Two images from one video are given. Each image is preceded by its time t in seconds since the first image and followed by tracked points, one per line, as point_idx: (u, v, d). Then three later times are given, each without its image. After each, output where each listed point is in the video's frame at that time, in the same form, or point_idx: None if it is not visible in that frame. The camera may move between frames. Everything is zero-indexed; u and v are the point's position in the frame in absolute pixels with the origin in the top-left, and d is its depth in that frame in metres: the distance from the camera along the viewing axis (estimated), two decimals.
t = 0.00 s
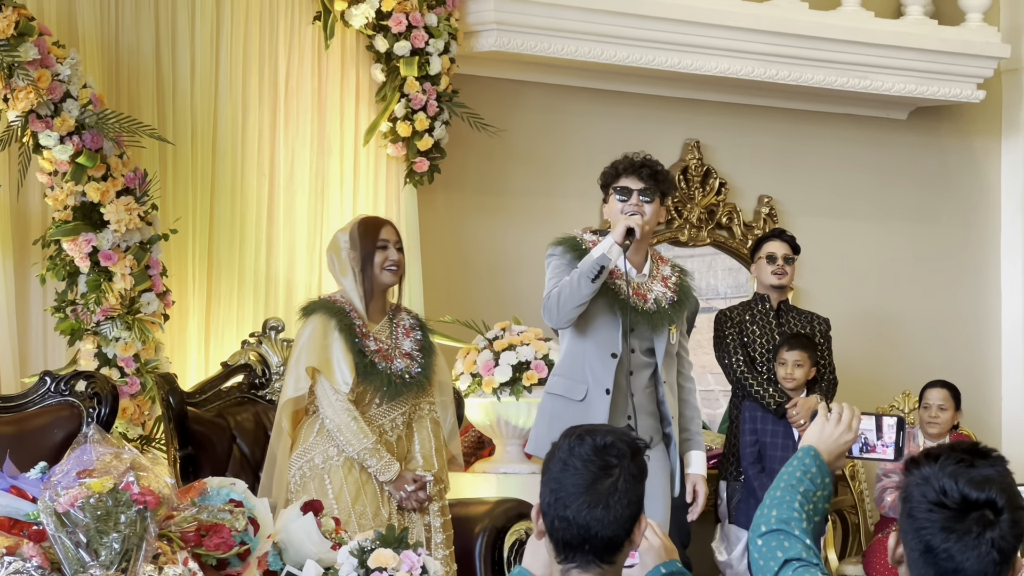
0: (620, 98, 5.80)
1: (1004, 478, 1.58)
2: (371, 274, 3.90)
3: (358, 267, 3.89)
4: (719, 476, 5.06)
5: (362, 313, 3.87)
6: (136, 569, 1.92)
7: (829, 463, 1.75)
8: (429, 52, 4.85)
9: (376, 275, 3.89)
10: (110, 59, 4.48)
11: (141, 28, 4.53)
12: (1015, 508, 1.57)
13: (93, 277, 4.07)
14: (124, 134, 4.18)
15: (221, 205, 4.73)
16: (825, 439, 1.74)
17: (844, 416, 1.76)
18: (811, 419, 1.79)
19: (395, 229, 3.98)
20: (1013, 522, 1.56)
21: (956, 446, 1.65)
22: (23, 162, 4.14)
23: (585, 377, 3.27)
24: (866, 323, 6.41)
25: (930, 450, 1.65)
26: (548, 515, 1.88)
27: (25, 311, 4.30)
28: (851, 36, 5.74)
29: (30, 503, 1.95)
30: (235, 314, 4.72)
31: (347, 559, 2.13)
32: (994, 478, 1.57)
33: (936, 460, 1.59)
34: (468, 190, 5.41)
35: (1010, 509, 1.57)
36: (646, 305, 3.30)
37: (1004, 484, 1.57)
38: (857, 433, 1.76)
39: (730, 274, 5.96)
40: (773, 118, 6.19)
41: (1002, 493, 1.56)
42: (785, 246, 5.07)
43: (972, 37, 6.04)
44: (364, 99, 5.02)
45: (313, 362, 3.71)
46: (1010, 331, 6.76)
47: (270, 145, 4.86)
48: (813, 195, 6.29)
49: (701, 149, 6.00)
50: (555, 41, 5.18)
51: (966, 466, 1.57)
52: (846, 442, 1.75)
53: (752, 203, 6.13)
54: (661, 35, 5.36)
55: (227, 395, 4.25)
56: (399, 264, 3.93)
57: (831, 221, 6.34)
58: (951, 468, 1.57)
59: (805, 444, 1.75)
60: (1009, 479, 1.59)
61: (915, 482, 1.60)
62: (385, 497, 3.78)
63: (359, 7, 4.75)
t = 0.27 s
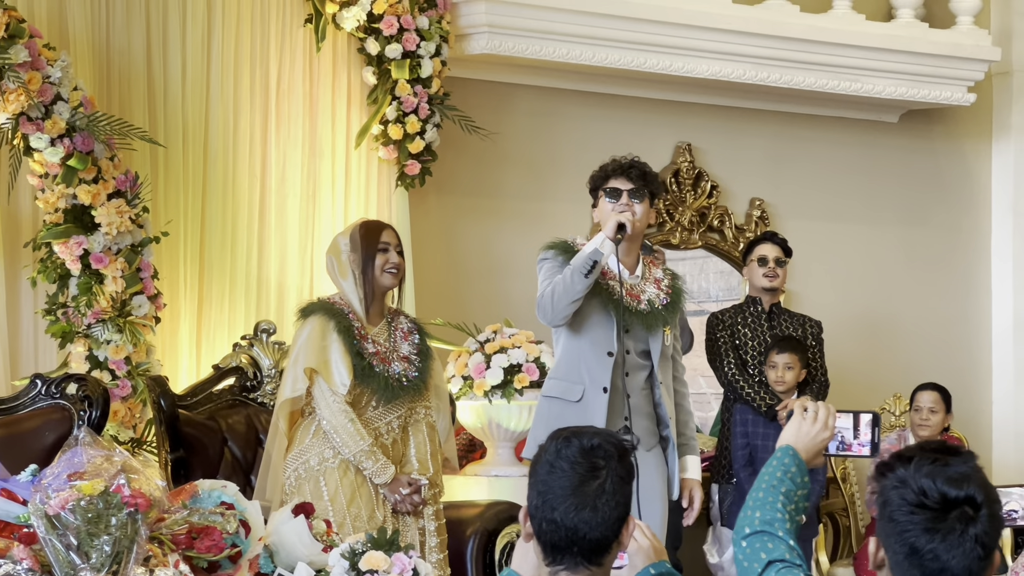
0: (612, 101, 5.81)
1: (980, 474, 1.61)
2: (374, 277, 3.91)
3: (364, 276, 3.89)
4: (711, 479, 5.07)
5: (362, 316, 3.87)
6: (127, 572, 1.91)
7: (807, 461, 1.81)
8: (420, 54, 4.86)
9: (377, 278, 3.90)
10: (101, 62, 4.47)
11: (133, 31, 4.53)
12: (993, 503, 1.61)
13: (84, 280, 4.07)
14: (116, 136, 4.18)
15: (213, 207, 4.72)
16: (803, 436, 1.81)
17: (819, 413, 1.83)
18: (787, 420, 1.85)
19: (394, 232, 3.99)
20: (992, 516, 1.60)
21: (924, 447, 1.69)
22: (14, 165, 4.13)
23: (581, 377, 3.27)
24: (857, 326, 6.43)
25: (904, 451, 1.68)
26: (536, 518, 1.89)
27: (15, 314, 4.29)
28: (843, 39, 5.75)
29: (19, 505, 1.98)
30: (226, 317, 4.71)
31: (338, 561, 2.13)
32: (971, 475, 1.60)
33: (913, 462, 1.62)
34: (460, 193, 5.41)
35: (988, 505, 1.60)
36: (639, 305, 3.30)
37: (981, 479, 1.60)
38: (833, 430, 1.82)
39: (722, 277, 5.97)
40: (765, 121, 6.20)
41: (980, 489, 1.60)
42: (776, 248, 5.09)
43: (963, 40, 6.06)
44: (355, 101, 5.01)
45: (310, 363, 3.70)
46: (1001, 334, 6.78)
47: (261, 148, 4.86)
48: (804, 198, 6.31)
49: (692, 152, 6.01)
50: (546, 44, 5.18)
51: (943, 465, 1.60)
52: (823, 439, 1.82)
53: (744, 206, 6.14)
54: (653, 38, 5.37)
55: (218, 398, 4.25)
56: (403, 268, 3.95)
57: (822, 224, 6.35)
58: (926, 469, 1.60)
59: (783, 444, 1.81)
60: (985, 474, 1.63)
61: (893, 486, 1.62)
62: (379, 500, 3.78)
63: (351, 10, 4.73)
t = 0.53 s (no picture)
0: (598, 106, 5.82)
1: (934, 474, 1.64)
2: (355, 283, 3.89)
3: (341, 281, 3.89)
4: (697, 484, 5.07)
5: (345, 321, 3.88)
6: None
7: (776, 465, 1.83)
8: (406, 59, 4.85)
9: (358, 284, 3.89)
10: (86, 66, 4.49)
11: (118, 35, 4.54)
12: (947, 503, 1.64)
13: (69, 285, 4.06)
14: (101, 140, 4.18)
15: (199, 212, 4.73)
16: (772, 439, 1.82)
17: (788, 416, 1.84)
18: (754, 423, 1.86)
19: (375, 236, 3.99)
20: (947, 516, 1.63)
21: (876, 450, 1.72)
22: None
23: (569, 381, 3.29)
24: (843, 331, 6.45)
25: (858, 455, 1.71)
26: (519, 523, 1.90)
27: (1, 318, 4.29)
28: (828, 44, 5.77)
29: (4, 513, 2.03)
30: (212, 322, 4.72)
31: (322, 566, 2.14)
32: (925, 475, 1.63)
33: (867, 464, 1.66)
34: (446, 197, 5.42)
35: (943, 504, 1.63)
36: (626, 309, 3.33)
37: (935, 479, 1.64)
38: (802, 435, 1.84)
39: (707, 281, 5.99)
40: (750, 126, 6.22)
41: (934, 489, 1.63)
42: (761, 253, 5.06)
43: (947, 45, 6.08)
44: (342, 107, 4.98)
45: (293, 370, 3.73)
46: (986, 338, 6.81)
47: (247, 153, 4.86)
48: (790, 203, 6.32)
49: (678, 157, 6.02)
50: (532, 49, 5.19)
51: (896, 467, 1.64)
52: (792, 443, 1.83)
53: (730, 210, 6.16)
54: (639, 43, 5.38)
55: (204, 403, 4.25)
56: (382, 271, 3.93)
57: (808, 229, 6.37)
58: (881, 471, 1.64)
59: (751, 449, 1.82)
60: (938, 474, 1.66)
61: (849, 488, 1.65)
62: (365, 505, 3.79)
63: (337, 15, 4.73)
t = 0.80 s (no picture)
0: (583, 119, 5.84)
1: (871, 491, 1.85)
2: (326, 297, 3.90)
3: (312, 288, 3.90)
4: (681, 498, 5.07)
5: (321, 336, 3.88)
6: None
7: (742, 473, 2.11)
8: (391, 73, 4.86)
9: (329, 297, 3.90)
10: (71, 80, 4.49)
11: (103, 49, 4.55)
12: (885, 518, 1.84)
13: (53, 299, 4.06)
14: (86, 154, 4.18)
15: (184, 225, 4.73)
16: (739, 450, 2.09)
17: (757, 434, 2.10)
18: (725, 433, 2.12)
19: (345, 248, 3.97)
20: (885, 531, 1.83)
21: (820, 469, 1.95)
22: None
23: (553, 393, 3.31)
24: (826, 344, 6.47)
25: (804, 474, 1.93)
26: (501, 537, 1.92)
27: None
28: (812, 59, 5.80)
29: None
30: (196, 335, 4.71)
31: None
32: (863, 491, 1.85)
33: (809, 484, 1.87)
34: (430, 212, 5.44)
35: (881, 519, 1.83)
36: (608, 323, 3.35)
37: (872, 496, 1.84)
38: (769, 443, 2.10)
39: (692, 295, 6.01)
40: (735, 140, 6.25)
41: (871, 505, 1.84)
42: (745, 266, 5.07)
43: (930, 59, 6.12)
44: (326, 119, 5.01)
45: (269, 389, 3.75)
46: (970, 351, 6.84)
47: (232, 167, 4.86)
48: (774, 217, 6.35)
49: (663, 170, 6.05)
50: (516, 63, 5.21)
51: (835, 486, 1.85)
52: (759, 452, 2.10)
53: (714, 224, 6.18)
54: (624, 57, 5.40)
55: (188, 417, 4.24)
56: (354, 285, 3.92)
57: (792, 242, 6.39)
58: (820, 489, 1.85)
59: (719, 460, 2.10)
60: (878, 491, 1.87)
61: (793, 506, 1.86)
62: (346, 519, 3.78)
63: (322, 28, 4.78)
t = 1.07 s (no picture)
0: (568, 131, 5.85)
1: (824, 501, 1.88)
2: (300, 309, 3.97)
3: (286, 299, 3.96)
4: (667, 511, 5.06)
5: (294, 349, 3.95)
6: None
7: (711, 481, 2.21)
8: (376, 85, 4.88)
9: (304, 309, 3.97)
10: (56, 92, 4.48)
11: (88, 61, 4.55)
12: (837, 528, 1.87)
13: (37, 311, 4.04)
14: (71, 165, 4.17)
15: (169, 237, 4.73)
16: (708, 459, 2.21)
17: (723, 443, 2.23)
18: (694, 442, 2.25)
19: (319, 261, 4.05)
20: (837, 541, 1.86)
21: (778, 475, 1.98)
22: None
23: (536, 404, 3.31)
24: (811, 356, 6.49)
25: (762, 482, 1.96)
26: (486, 550, 1.97)
27: None
28: (796, 70, 5.83)
29: None
30: (182, 348, 4.71)
31: None
32: (815, 502, 1.87)
33: (763, 494, 1.90)
34: (415, 223, 5.44)
35: (833, 529, 1.86)
36: (593, 334, 3.36)
37: (826, 508, 1.87)
38: (736, 453, 2.24)
39: (677, 306, 6.04)
40: (720, 152, 6.27)
41: (823, 516, 1.86)
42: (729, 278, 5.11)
43: (914, 71, 6.15)
44: (312, 132, 5.00)
45: (244, 405, 3.80)
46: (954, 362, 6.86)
47: (217, 179, 4.85)
48: (759, 228, 6.37)
49: (648, 182, 6.07)
50: (501, 74, 5.22)
51: (789, 496, 1.88)
52: (727, 460, 2.23)
53: (699, 236, 6.20)
54: (609, 69, 5.42)
55: (173, 429, 4.23)
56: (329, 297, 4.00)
57: (778, 253, 6.42)
58: (774, 499, 1.88)
59: (686, 470, 2.19)
60: (833, 502, 1.89)
61: (747, 515, 1.90)
62: (325, 532, 3.87)
63: (307, 40, 4.77)
